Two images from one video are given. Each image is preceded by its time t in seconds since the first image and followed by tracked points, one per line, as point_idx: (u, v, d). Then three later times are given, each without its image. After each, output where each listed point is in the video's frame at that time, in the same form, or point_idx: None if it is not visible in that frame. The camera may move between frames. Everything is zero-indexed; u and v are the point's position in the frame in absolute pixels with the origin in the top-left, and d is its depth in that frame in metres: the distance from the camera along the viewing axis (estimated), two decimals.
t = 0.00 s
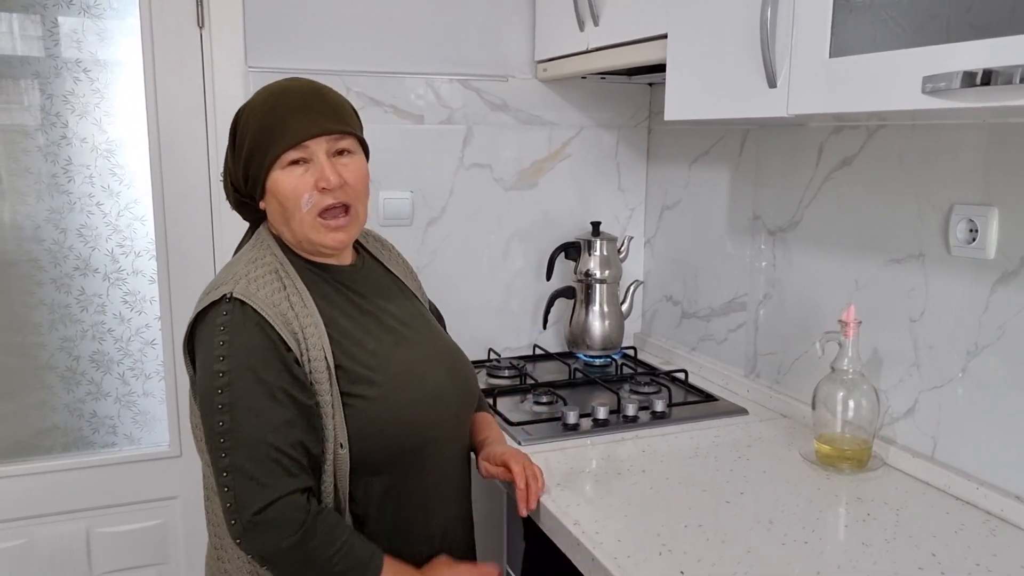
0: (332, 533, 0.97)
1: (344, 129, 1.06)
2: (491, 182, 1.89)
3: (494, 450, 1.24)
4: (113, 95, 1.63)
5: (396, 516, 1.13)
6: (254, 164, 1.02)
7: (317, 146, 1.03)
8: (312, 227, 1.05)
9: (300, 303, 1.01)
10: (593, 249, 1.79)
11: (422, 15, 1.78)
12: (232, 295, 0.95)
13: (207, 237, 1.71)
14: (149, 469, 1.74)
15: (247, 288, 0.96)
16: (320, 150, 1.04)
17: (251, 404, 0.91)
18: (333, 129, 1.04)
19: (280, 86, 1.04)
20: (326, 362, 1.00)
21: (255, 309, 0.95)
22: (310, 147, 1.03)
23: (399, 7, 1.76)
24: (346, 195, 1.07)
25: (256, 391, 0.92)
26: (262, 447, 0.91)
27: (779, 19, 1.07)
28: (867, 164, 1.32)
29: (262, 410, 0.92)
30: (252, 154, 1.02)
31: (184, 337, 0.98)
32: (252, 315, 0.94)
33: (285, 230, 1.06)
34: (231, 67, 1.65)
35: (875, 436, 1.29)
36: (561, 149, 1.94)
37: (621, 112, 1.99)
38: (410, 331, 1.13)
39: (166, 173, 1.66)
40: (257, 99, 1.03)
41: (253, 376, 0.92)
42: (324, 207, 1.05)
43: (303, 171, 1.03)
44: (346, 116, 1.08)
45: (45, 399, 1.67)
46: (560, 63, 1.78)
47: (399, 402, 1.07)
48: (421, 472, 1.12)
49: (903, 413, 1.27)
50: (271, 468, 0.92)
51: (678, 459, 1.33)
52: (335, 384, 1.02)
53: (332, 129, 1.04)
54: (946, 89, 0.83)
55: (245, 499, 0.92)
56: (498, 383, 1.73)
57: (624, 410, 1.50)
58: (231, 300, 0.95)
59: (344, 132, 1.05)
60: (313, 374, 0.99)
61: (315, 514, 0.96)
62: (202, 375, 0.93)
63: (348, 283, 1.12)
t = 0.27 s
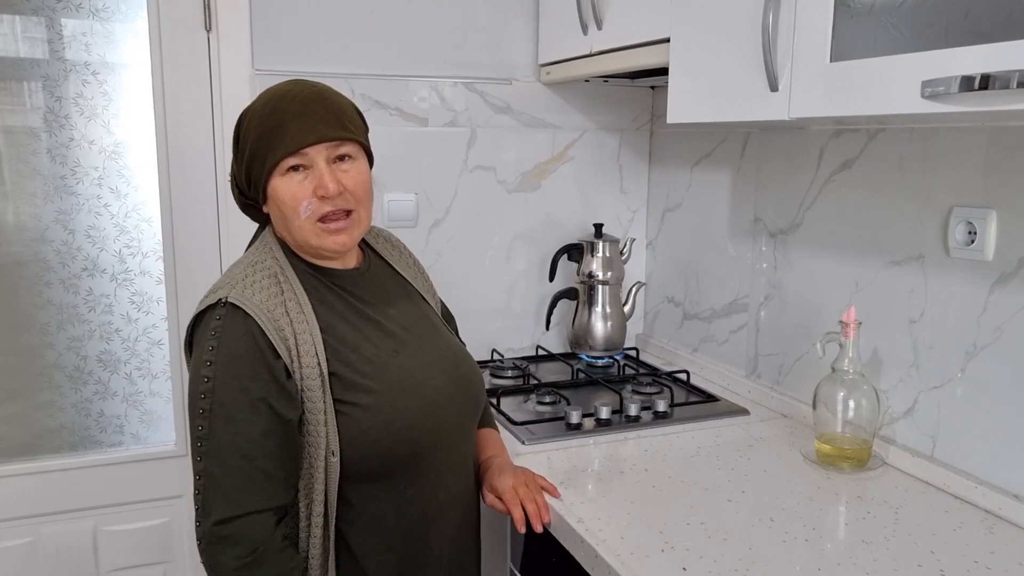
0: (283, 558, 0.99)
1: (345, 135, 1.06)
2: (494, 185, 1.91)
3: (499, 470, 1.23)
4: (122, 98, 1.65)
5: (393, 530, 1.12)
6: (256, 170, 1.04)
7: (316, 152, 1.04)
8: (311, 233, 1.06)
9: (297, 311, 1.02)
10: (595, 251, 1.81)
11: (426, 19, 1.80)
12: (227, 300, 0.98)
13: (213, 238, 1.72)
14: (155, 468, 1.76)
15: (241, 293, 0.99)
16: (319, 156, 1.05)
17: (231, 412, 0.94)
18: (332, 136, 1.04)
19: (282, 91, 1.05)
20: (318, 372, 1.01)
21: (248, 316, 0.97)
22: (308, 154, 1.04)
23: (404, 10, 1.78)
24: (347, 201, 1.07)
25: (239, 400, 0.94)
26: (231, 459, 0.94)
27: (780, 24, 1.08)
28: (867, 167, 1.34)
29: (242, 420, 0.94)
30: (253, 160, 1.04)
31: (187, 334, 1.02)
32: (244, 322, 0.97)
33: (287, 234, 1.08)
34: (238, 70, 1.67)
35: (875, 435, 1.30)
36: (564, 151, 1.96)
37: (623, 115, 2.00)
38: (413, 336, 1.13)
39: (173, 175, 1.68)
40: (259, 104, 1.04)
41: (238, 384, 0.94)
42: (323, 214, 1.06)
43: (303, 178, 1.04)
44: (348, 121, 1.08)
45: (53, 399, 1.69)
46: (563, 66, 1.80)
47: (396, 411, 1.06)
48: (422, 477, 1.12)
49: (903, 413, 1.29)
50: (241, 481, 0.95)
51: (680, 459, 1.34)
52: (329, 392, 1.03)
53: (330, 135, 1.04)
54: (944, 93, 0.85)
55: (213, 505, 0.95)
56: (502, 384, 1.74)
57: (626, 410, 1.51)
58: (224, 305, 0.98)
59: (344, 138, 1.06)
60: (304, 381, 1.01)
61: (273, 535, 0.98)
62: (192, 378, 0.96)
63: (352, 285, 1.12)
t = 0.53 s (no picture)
0: (240, 554, 1.02)
1: (349, 136, 1.09)
2: (494, 189, 1.93)
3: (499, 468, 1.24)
4: (125, 101, 1.66)
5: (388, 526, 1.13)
6: (266, 172, 1.08)
7: (322, 153, 1.08)
8: (318, 231, 1.09)
9: (299, 312, 1.06)
10: (594, 255, 1.83)
11: (427, 24, 1.82)
12: (229, 295, 1.03)
13: (215, 241, 1.74)
14: (155, 468, 1.77)
15: (243, 289, 1.04)
16: (325, 157, 1.08)
17: (214, 402, 0.98)
18: (335, 136, 1.08)
19: (291, 96, 1.09)
20: (314, 372, 1.04)
21: (246, 312, 1.01)
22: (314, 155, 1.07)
23: (405, 16, 1.80)
24: (352, 200, 1.10)
25: (224, 392, 0.98)
26: (204, 446, 0.98)
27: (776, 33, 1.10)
28: (863, 173, 1.35)
29: (224, 410, 0.98)
30: (263, 163, 1.08)
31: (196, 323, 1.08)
32: (241, 316, 1.01)
33: (296, 234, 1.11)
34: (241, 74, 1.68)
35: (869, 439, 1.31)
36: (563, 156, 1.98)
37: (622, 120, 2.02)
38: (419, 334, 1.15)
39: (175, 178, 1.70)
40: (269, 109, 1.08)
41: (226, 376, 0.98)
42: (330, 212, 1.09)
43: (309, 178, 1.08)
44: (353, 123, 1.12)
45: (56, 399, 1.70)
46: (562, 72, 1.81)
47: (391, 411, 1.08)
48: (422, 473, 1.14)
49: (897, 417, 1.30)
50: (214, 469, 0.99)
51: (677, 461, 1.36)
52: (325, 390, 1.05)
53: (334, 136, 1.07)
54: (937, 102, 0.87)
55: (189, 485, 1.00)
56: (500, 386, 1.76)
57: (623, 413, 1.53)
58: (227, 300, 1.03)
59: (349, 139, 1.09)
60: (299, 377, 1.03)
61: (234, 529, 1.01)
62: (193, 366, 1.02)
63: (356, 284, 1.14)
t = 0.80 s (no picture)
0: (238, 527, 1.05)
1: (359, 133, 1.14)
2: (491, 194, 1.95)
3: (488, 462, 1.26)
4: (127, 106, 1.69)
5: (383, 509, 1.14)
6: (281, 167, 1.14)
7: (333, 148, 1.13)
8: (327, 221, 1.13)
9: (304, 294, 1.08)
10: (590, 260, 1.84)
11: (426, 31, 1.84)
12: (240, 280, 1.08)
13: (215, 244, 1.76)
14: (155, 469, 1.79)
15: (253, 275, 1.08)
16: (335, 151, 1.13)
17: (219, 377, 1.02)
18: (346, 132, 1.13)
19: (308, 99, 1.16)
20: (316, 355, 1.06)
21: (253, 294, 1.05)
22: (326, 149, 1.13)
23: (404, 23, 1.82)
24: (360, 194, 1.14)
25: (228, 369, 1.01)
26: (208, 418, 1.02)
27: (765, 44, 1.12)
28: (854, 181, 1.37)
29: (228, 386, 1.01)
30: (279, 158, 1.14)
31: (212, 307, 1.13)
32: (249, 298, 1.05)
33: (308, 228, 1.15)
34: (242, 80, 1.71)
35: (858, 443, 1.33)
36: (560, 162, 2.00)
37: (619, 126, 2.04)
38: (419, 327, 1.17)
39: (176, 182, 1.72)
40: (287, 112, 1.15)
41: (231, 354, 1.02)
42: (339, 203, 1.12)
43: (320, 171, 1.12)
44: (364, 124, 1.17)
45: (57, 400, 1.72)
46: (559, 79, 1.84)
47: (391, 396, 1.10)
48: (419, 459, 1.15)
49: (885, 422, 1.31)
50: (216, 442, 1.02)
51: (668, 464, 1.37)
52: (324, 374, 1.06)
53: (344, 131, 1.12)
54: (918, 112, 0.88)
55: (194, 458, 1.04)
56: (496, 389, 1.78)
57: (616, 417, 1.54)
58: (239, 285, 1.07)
59: (358, 135, 1.14)
60: (300, 359, 1.05)
61: (235, 500, 1.04)
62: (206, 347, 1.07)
63: (358, 277, 1.17)
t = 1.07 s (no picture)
0: (243, 499, 1.08)
1: (370, 131, 1.18)
2: (490, 197, 1.97)
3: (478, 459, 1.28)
4: (131, 106, 1.72)
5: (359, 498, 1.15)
6: (296, 161, 1.18)
7: (344, 143, 1.17)
8: (332, 212, 1.15)
9: (300, 282, 1.12)
10: (586, 262, 1.86)
11: (426, 35, 1.87)
12: (242, 267, 1.12)
13: (216, 243, 1.78)
14: (155, 464, 1.82)
15: (256, 262, 1.12)
16: (346, 147, 1.17)
17: (217, 355, 1.06)
18: (358, 129, 1.17)
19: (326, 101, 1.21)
20: (306, 340, 1.09)
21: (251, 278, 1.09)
22: (337, 144, 1.17)
23: (405, 27, 1.85)
24: (367, 188, 1.17)
25: (225, 347, 1.05)
26: (207, 393, 1.05)
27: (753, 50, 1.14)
28: (844, 185, 1.38)
29: (226, 363, 1.05)
30: (294, 152, 1.18)
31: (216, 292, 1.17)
32: (248, 282, 1.10)
33: (316, 219, 1.19)
34: (244, 82, 1.74)
35: (846, 445, 1.34)
36: (559, 165, 2.02)
37: (617, 130, 2.06)
38: (411, 321, 1.19)
39: (178, 183, 1.75)
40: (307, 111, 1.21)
41: (229, 333, 1.06)
42: (345, 195, 1.15)
43: (331, 165, 1.16)
44: (377, 124, 1.21)
45: (60, 396, 1.75)
46: (557, 83, 1.86)
47: (380, 382, 1.12)
48: (410, 444, 1.18)
49: (873, 424, 1.33)
50: (214, 417, 1.05)
51: (658, 464, 1.39)
52: (312, 359, 1.09)
53: (356, 127, 1.17)
54: (898, 118, 0.90)
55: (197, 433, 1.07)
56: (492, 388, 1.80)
57: (609, 417, 1.56)
58: (240, 271, 1.12)
59: (369, 133, 1.18)
60: (290, 343, 1.08)
61: (240, 469, 1.08)
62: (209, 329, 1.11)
63: (351, 271, 1.19)
